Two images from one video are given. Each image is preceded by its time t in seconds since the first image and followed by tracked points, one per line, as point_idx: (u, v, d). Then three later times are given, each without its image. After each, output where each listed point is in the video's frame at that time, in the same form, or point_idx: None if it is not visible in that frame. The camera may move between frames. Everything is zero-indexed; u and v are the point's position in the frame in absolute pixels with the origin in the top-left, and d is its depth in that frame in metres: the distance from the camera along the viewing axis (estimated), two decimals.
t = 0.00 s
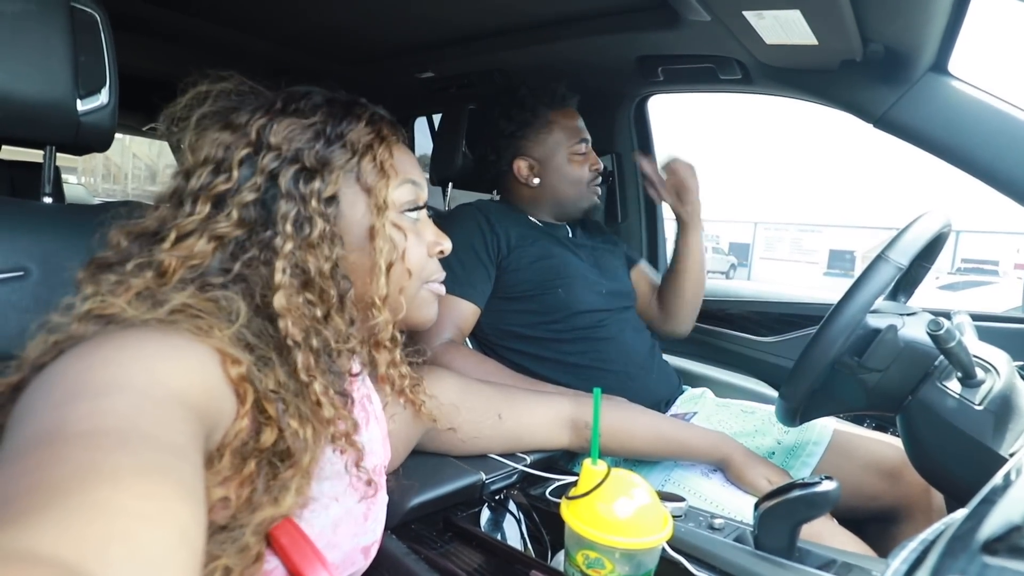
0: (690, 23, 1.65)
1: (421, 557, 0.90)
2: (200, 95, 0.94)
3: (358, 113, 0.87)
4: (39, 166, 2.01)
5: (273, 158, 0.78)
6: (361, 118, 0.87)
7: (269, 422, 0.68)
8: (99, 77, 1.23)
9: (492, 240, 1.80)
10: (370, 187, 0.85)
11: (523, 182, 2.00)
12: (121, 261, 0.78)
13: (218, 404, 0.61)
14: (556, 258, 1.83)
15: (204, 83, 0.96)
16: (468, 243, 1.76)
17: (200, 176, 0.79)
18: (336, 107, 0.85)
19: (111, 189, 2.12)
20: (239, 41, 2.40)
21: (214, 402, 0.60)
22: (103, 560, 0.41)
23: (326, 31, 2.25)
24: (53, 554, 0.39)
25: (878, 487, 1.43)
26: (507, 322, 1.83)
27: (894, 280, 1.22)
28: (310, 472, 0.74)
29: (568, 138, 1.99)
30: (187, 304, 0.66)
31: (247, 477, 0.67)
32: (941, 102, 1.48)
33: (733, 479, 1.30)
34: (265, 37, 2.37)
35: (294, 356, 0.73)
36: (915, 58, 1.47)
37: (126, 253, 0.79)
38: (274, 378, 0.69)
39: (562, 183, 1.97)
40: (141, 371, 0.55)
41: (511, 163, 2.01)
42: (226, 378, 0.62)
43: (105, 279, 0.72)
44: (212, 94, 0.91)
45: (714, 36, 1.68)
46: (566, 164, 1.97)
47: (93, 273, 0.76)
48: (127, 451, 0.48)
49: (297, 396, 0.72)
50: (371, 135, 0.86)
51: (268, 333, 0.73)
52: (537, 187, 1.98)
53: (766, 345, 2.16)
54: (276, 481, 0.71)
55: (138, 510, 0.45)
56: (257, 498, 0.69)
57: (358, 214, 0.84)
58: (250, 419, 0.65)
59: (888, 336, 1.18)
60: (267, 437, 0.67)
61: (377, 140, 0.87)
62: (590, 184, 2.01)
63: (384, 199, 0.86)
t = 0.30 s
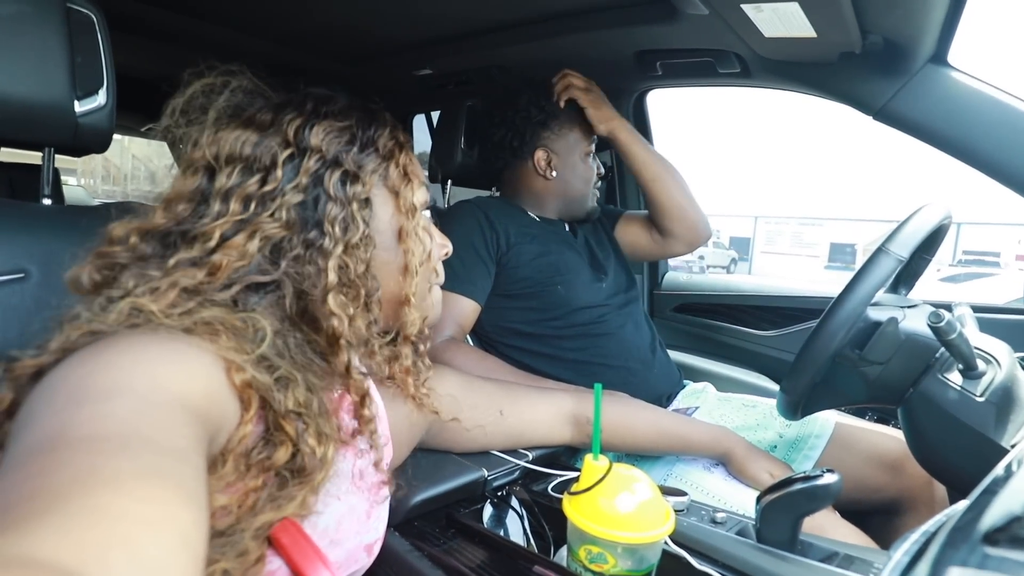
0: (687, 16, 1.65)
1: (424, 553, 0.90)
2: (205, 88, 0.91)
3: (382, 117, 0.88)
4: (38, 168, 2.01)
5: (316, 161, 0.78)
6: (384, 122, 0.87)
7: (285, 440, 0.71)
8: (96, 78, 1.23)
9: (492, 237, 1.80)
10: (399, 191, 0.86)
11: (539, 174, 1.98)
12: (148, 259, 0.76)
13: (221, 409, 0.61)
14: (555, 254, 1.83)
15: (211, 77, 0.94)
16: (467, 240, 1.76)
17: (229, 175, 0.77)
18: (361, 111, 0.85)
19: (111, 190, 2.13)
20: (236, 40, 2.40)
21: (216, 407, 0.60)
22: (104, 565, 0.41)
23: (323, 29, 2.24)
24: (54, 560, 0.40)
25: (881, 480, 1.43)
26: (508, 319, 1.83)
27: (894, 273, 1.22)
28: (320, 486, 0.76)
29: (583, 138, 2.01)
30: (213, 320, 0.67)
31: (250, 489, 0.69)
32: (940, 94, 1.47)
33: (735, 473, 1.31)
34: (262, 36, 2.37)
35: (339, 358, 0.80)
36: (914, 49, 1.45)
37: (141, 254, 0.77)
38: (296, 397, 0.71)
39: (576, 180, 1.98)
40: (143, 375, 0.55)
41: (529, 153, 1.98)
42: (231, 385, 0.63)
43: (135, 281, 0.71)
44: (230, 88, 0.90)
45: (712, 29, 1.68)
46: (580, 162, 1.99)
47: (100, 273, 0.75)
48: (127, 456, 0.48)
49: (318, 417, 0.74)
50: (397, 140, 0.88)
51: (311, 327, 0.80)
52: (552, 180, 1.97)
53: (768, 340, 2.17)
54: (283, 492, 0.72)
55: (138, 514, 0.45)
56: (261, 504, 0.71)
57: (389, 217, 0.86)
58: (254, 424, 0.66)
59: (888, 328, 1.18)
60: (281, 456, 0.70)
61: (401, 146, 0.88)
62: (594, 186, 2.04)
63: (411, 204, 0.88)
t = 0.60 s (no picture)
0: (687, 11, 1.64)
1: (425, 550, 0.90)
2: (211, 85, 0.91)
3: (387, 116, 0.87)
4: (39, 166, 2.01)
5: (320, 159, 0.78)
6: (390, 120, 0.87)
7: (286, 436, 0.71)
8: (95, 76, 1.23)
9: (492, 233, 1.80)
10: (402, 190, 0.86)
11: (538, 167, 1.98)
12: (151, 254, 0.76)
13: (223, 405, 0.61)
14: (555, 250, 1.83)
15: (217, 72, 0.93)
16: (468, 236, 1.76)
17: (233, 172, 0.77)
18: (366, 109, 0.85)
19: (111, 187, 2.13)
20: (236, 37, 2.39)
21: (218, 404, 0.60)
22: (102, 562, 0.41)
23: (322, 26, 2.24)
24: (52, 557, 0.39)
25: (882, 475, 1.43)
26: (509, 315, 1.83)
27: (895, 268, 1.22)
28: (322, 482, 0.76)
29: (579, 132, 2.00)
30: (214, 316, 0.67)
31: (253, 486, 0.69)
32: (941, 89, 1.47)
33: (736, 469, 1.31)
34: (262, 33, 2.37)
35: (339, 357, 0.80)
36: (915, 44, 1.45)
37: (143, 250, 0.76)
38: (297, 394, 0.71)
39: (573, 173, 1.98)
40: (144, 371, 0.55)
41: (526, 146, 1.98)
42: (232, 382, 0.63)
43: (136, 278, 0.71)
44: (236, 84, 0.89)
45: (712, 25, 1.67)
46: (577, 155, 1.99)
47: (103, 269, 0.75)
48: (127, 452, 0.48)
49: (319, 412, 0.74)
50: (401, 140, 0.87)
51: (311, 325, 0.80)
52: (550, 173, 1.97)
53: (767, 336, 2.18)
54: (286, 488, 0.73)
55: (137, 511, 0.45)
56: (264, 500, 0.71)
57: (392, 216, 0.86)
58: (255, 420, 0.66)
59: (890, 323, 1.18)
60: (283, 451, 0.70)
61: (406, 144, 0.88)
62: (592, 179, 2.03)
63: (415, 202, 0.87)
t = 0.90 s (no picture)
0: (687, 11, 1.64)
1: (426, 550, 0.90)
2: (215, 89, 0.91)
3: (387, 115, 0.88)
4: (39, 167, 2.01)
5: (323, 156, 0.78)
6: (391, 118, 0.88)
7: (288, 433, 0.70)
8: (96, 76, 1.23)
9: (493, 232, 1.80)
10: (404, 185, 0.86)
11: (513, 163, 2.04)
12: (158, 252, 0.76)
13: (228, 401, 0.61)
14: (555, 251, 1.84)
15: (219, 76, 0.93)
16: (468, 236, 1.76)
17: (238, 170, 0.77)
18: (368, 108, 0.85)
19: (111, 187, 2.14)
20: (237, 38, 2.39)
21: (223, 399, 0.60)
22: (106, 558, 0.41)
23: (322, 27, 2.24)
24: (55, 553, 0.40)
25: (884, 474, 1.43)
26: (511, 314, 1.83)
27: (896, 267, 1.21)
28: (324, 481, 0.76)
29: (558, 124, 1.99)
30: (221, 312, 0.67)
31: (256, 483, 0.69)
32: (942, 88, 1.46)
33: (737, 468, 1.31)
34: (262, 33, 2.37)
35: (343, 350, 0.80)
36: (915, 43, 1.45)
37: (148, 247, 0.76)
38: (301, 391, 0.71)
39: (549, 166, 1.97)
40: (149, 366, 0.55)
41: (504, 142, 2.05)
42: (238, 378, 0.63)
43: (144, 273, 0.70)
44: (238, 87, 0.89)
45: (712, 24, 1.67)
46: (555, 148, 1.97)
47: (109, 266, 0.76)
48: (132, 448, 0.48)
49: (320, 408, 0.74)
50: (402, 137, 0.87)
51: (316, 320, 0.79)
52: (524, 167, 2.01)
53: (768, 335, 2.18)
54: (287, 486, 0.73)
55: (142, 507, 0.45)
56: (265, 498, 0.71)
57: (395, 212, 0.86)
58: (259, 417, 0.65)
59: (891, 322, 1.18)
60: (285, 449, 0.70)
61: (407, 142, 0.88)
62: (577, 174, 1.99)
63: (417, 198, 0.87)
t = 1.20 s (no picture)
0: (686, 7, 1.64)
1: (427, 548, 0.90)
2: (207, 92, 0.91)
3: (381, 112, 0.88)
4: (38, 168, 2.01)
5: (318, 155, 0.78)
6: (385, 116, 0.88)
7: (287, 436, 0.71)
8: (92, 77, 1.23)
9: (492, 231, 1.80)
10: (401, 182, 0.86)
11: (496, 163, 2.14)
12: (155, 255, 0.75)
13: (226, 405, 0.61)
14: (552, 250, 1.84)
15: (211, 78, 0.93)
16: (467, 234, 1.77)
17: (233, 173, 0.77)
18: (361, 106, 0.85)
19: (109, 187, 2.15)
20: (235, 37, 2.39)
21: (222, 403, 0.60)
22: (106, 564, 0.41)
23: (320, 25, 2.23)
24: (55, 559, 0.40)
25: (884, 469, 1.43)
26: (510, 313, 1.83)
27: (896, 263, 1.21)
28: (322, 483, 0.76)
29: (533, 123, 2.03)
30: (219, 315, 0.67)
31: (254, 487, 0.69)
32: (941, 82, 1.46)
33: (737, 465, 1.31)
34: (259, 32, 2.36)
35: (342, 349, 0.80)
36: (915, 37, 1.45)
37: (146, 251, 0.76)
38: (299, 392, 0.71)
39: (524, 165, 2.03)
40: (147, 372, 0.55)
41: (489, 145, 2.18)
42: (236, 382, 0.63)
43: (142, 277, 0.70)
44: (230, 89, 0.89)
45: (712, 20, 1.67)
46: (530, 147, 2.03)
47: (106, 270, 0.75)
48: (130, 453, 0.48)
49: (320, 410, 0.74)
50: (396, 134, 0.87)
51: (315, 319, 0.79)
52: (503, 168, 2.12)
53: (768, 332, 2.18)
54: (285, 486, 0.73)
55: (142, 512, 0.45)
56: (263, 500, 0.71)
57: (391, 209, 0.86)
58: (257, 421, 0.66)
59: (891, 318, 1.17)
60: (284, 452, 0.70)
61: (402, 138, 0.88)
62: (554, 171, 2.01)
63: (414, 195, 0.87)
